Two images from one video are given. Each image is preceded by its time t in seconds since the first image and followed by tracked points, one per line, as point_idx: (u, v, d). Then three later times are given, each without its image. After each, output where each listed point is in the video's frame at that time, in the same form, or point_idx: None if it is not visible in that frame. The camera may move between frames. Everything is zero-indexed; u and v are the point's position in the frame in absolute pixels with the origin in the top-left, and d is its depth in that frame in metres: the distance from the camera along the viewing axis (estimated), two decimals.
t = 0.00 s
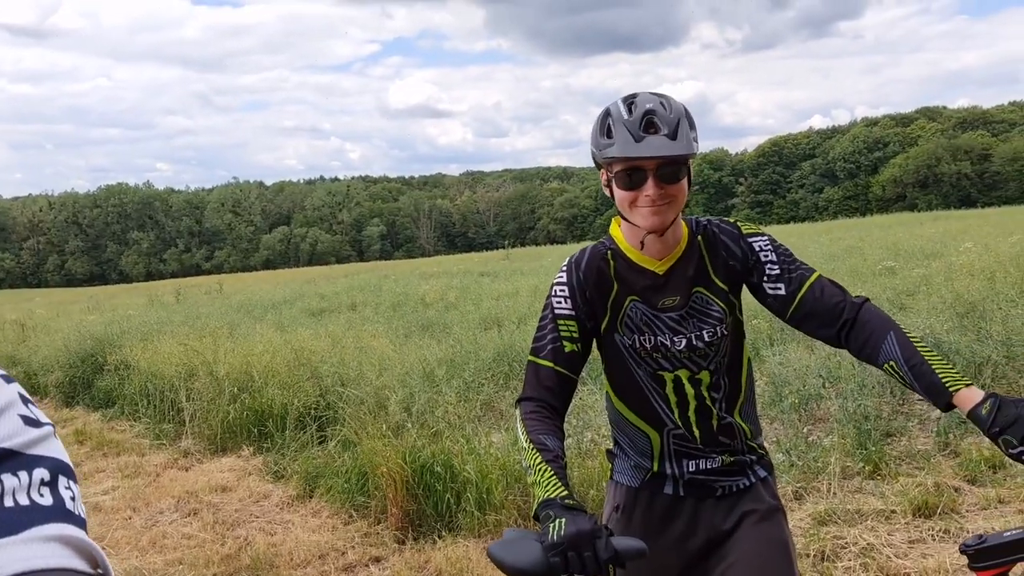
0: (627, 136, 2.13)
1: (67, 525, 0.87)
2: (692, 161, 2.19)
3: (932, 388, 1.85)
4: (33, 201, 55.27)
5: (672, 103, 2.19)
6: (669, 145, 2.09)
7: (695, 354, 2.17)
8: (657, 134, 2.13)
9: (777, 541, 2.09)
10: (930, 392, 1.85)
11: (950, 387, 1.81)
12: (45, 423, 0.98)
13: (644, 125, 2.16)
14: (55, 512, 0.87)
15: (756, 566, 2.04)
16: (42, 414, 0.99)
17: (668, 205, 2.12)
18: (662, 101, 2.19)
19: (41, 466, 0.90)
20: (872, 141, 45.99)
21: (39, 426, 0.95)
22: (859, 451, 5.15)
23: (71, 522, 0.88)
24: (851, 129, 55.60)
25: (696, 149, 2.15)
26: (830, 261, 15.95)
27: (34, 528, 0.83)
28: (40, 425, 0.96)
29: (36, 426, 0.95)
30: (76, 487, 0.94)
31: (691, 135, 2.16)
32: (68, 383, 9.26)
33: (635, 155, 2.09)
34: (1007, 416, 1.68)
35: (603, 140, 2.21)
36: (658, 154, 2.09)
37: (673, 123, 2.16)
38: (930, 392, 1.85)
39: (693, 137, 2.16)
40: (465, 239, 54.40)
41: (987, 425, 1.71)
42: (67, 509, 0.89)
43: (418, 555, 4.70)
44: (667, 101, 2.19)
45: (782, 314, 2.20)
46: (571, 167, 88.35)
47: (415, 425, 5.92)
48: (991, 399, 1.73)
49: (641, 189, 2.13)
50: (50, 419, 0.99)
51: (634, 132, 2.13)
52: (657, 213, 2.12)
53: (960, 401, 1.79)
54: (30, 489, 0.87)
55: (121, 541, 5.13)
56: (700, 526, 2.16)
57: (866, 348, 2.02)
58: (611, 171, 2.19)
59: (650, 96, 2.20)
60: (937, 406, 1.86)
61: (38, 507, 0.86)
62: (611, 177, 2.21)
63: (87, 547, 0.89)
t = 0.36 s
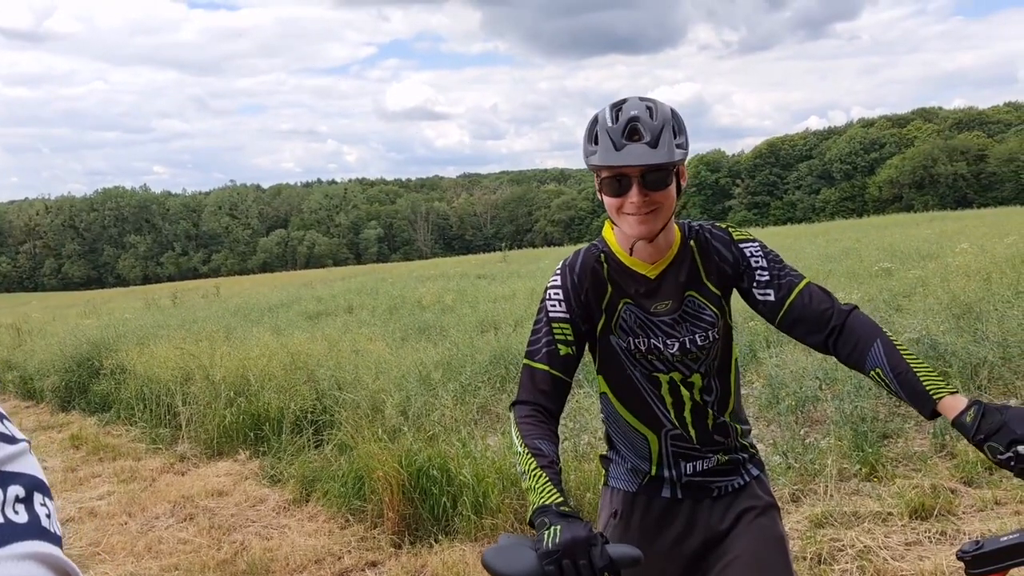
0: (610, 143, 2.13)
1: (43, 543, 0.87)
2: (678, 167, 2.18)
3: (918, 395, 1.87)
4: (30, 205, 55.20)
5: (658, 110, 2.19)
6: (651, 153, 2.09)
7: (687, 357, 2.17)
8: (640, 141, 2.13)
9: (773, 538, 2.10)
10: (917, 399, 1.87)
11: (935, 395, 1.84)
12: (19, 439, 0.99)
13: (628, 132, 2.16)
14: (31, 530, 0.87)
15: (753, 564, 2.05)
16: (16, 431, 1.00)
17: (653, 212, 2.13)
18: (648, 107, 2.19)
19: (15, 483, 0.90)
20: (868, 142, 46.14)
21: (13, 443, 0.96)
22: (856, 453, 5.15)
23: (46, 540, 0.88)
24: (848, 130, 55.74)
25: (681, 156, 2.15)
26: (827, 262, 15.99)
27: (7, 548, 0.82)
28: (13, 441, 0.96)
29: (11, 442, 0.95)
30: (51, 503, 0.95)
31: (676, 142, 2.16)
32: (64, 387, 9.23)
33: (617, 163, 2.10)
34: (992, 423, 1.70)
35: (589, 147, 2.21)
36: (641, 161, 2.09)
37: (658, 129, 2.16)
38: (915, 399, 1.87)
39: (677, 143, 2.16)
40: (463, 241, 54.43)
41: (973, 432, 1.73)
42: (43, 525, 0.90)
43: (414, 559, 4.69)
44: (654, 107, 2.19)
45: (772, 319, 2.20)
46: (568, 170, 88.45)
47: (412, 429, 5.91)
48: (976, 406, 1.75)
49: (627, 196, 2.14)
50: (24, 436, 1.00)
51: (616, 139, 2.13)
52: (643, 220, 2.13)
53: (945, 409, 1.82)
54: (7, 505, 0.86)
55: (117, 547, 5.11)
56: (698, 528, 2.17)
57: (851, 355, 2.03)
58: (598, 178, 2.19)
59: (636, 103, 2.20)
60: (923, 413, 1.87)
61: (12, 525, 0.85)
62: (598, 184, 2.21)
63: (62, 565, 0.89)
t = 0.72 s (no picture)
0: (613, 136, 2.13)
1: (34, 552, 0.92)
2: (680, 162, 2.18)
3: (905, 400, 1.87)
4: (30, 206, 55.15)
5: (659, 105, 2.19)
6: (655, 145, 2.09)
7: (684, 356, 2.17)
8: (643, 134, 2.12)
9: (765, 541, 2.11)
10: (903, 404, 1.87)
11: (921, 399, 1.84)
12: (10, 449, 1.04)
13: (631, 125, 2.15)
14: (22, 539, 0.92)
15: (745, 565, 2.05)
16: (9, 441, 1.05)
17: (654, 206, 2.12)
18: (650, 102, 2.19)
19: (7, 493, 0.95)
20: (868, 141, 46.10)
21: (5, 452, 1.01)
22: (855, 453, 5.15)
23: (38, 549, 0.93)
24: (847, 130, 55.74)
25: (683, 150, 2.15)
26: (827, 262, 15.99)
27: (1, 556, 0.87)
28: (5, 452, 1.01)
29: (4, 453, 1.01)
30: (42, 513, 1.00)
31: (678, 136, 2.16)
32: (62, 388, 9.23)
33: (622, 155, 2.09)
34: (978, 425, 1.70)
35: (591, 141, 2.20)
36: (644, 154, 2.08)
37: (660, 124, 2.16)
38: (902, 405, 1.87)
39: (679, 137, 2.16)
40: (462, 241, 54.37)
41: (957, 435, 1.73)
42: (35, 535, 0.95)
43: (414, 560, 4.69)
44: (654, 102, 2.19)
45: (768, 322, 2.20)
46: (568, 170, 88.48)
47: (410, 430, 5.91)
48: (961, 409, 1.74)
49: (629, 189, 2.13)
50: (15, 446, 1.05)
51: (620, 132, 2.12)
52: (645, 214, 2.12)
53: (930, 413, 1.81)
54: None
55: (115, 548, 5.11)
56: (691, 529, 2.17)
57: (845, 360, 2.03)
58: (600, 172, 2.19)
59: (637, 98, 2.20)
60: (909, 420, 1.88)
61: (4, 534, 0.90)
62: (599, 178, 2.21)
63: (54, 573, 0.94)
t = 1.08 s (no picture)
0: (617, 138, 2.13)
1: (39, 555, 0.92)
2: (682, 163, 2.18)
3: (904, 402, 1.86)
4: (31, 207, 55.14)
5: (662, 105, 2.19)
6: (659, 146, 2.09)
7: (684, 359, 2.17)
8: (648, 135, 2.12)
9: (763, 544, 2.11)
10: (902, 406, 1.86)
11: (920, 400, 1.83)
12: (15, 451, 1.03)
13: (634, 126, 2.15)
14: (26, 542, 0.92)
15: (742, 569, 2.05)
16: (13, 445, 1.05)
17: (658, 208, 2.12)
18: (653, 103, 2.19)
19: (11, 496, 0.95)
20: (869, 141, 46.08)
21: (9, 455, 1.00)
22: (857, 452, 5.14)
23: (42, 551, 0.93)
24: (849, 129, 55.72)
25: (687, 150, 2.15)
26: (828, 261, 15.98)
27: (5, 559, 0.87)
28: (10, 453, 1.01)
29: (8, 455, 1.00)
30: (46, 516, 1.00)
31: (682, 136, 2.16)
32: (64, 389, 9.22)
33: (626, 156, 2.09)
34: (977, 426, 1.69)
35: (593, 142, 2.20)
36: (649, 155, 2.08)
37: (663, 124, 2.16)
38: (901, 407, 1.87)
39: (683, 138, 2.16)
40: (463, 241, 54.35)
41: (957, 436, 1.72)
42: (39, 539, 0.95)
43: (416, 560, 4.68)
44: (658, 102, 2.19)
45: (767, 324, 2.20)
46: (568, 170, 88.47)
47: (412, 430, 5.91)
48: (960, 410, 1.74)
49: (633, 191, 2.13)
50: (19, 449, 1.05)
51: (623, 133, 2.12)
52: (648, 216, 2.12)
53: (930, 414, 1.80)
54: (4, 517, 0.91)
55: (117, 549, 5.11)
56: (689, 531, 2.17)
57: (844, 363, 2.02)
58: (603, 173, 2.18)
59: (640, 98, 2.20)
60: (908, 422, 1.87)
61: (7, 536, 0.90)
62: (602, 179, 2.21)
63: None
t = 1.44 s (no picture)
0: (625, 138, 2.12)
1: (32, 558, 0.93)
2: (689, 164, 2.18)
3: (910, 402, 1.85)
4: (34, 207, 55.24)
5: (669, 106, 2.19)
6: (666, 147, 2.08)
7: (688, 360, 2.16)
8: (655, 136, 2.11)
9: (766, 547, 2.11)
10: (908, 407, 1.85)
11: (927, 401, 1.82)
12: (8, 454, 1.03)
13: (642, 126, 2.14)
14: (20, 545, 0.92)
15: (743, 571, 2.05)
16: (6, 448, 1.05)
17: (665, 208, 2.12)
18: (660, 103, 2.18)
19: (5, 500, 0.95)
20: (870, 141, 46.04)
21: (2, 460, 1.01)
22: (859, 453, 5.12)
23: (34, 555, 0.94)
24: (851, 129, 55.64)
25: (693, 151, 2.14)
26: (830, 262, 15.95)
27: None
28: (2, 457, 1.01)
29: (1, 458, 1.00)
30: (40, 519, 1.00)
31: (689, 137, 2.15)
32: (66, 390, 9.24)
33: (632, 156, 2.08)
34: (982, 426, 1.68)
35: (600, 142, 2.20)
36: (656, 155, 2.07)
37: (671, 125, 2.16)
38: (907, 408, 1.85)
39: (690, 139, 2.15)
40: (464, 242, 54.38)
41: (962, 437, 1.71)
42: (32, 542, 0.95)
43: (417, 560, 4.68)
44: (665, 103, 2.19)
45: (771, 326, 2.19)
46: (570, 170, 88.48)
47: (414, 430, 5.91)
48: (966, 410, 1.73)
49: (639, 191, 2.12)
50: (13, 453, 1.05)
51: (631, 133, 2.11)
52: (655, 216, 2.11)
53: (933, 415, 1.80)
54: None
55: (119, 549, 5.12)
56: (692, 533, 2.16)
57: (848, 364, 2.01)
58: (609, 173, 2.17)
59: (647, 98, 2.19)
60: (913, 423, 1.86)
61: (2, 540, 0.91)
62: (608, 179, 2.20)
63: None
